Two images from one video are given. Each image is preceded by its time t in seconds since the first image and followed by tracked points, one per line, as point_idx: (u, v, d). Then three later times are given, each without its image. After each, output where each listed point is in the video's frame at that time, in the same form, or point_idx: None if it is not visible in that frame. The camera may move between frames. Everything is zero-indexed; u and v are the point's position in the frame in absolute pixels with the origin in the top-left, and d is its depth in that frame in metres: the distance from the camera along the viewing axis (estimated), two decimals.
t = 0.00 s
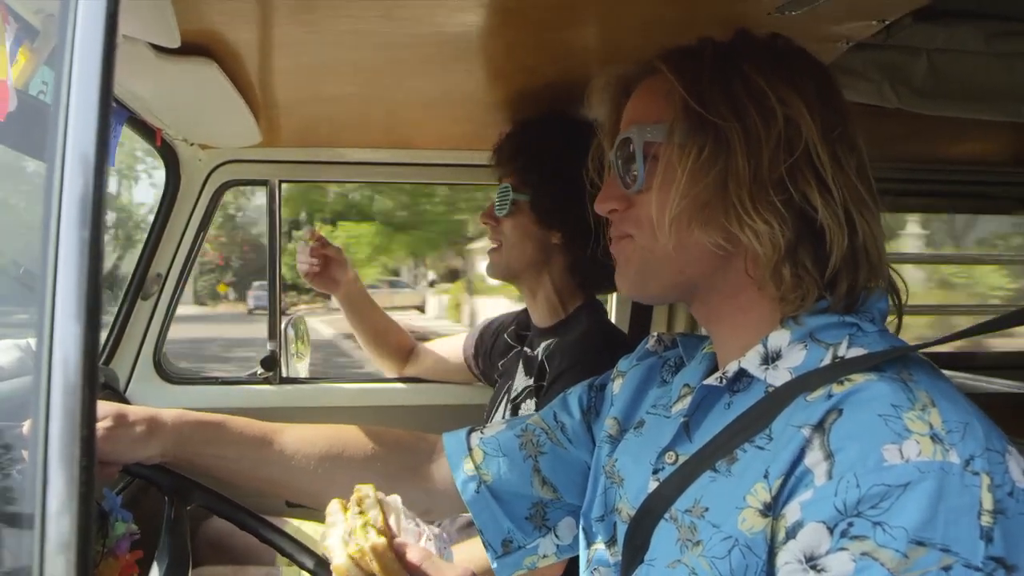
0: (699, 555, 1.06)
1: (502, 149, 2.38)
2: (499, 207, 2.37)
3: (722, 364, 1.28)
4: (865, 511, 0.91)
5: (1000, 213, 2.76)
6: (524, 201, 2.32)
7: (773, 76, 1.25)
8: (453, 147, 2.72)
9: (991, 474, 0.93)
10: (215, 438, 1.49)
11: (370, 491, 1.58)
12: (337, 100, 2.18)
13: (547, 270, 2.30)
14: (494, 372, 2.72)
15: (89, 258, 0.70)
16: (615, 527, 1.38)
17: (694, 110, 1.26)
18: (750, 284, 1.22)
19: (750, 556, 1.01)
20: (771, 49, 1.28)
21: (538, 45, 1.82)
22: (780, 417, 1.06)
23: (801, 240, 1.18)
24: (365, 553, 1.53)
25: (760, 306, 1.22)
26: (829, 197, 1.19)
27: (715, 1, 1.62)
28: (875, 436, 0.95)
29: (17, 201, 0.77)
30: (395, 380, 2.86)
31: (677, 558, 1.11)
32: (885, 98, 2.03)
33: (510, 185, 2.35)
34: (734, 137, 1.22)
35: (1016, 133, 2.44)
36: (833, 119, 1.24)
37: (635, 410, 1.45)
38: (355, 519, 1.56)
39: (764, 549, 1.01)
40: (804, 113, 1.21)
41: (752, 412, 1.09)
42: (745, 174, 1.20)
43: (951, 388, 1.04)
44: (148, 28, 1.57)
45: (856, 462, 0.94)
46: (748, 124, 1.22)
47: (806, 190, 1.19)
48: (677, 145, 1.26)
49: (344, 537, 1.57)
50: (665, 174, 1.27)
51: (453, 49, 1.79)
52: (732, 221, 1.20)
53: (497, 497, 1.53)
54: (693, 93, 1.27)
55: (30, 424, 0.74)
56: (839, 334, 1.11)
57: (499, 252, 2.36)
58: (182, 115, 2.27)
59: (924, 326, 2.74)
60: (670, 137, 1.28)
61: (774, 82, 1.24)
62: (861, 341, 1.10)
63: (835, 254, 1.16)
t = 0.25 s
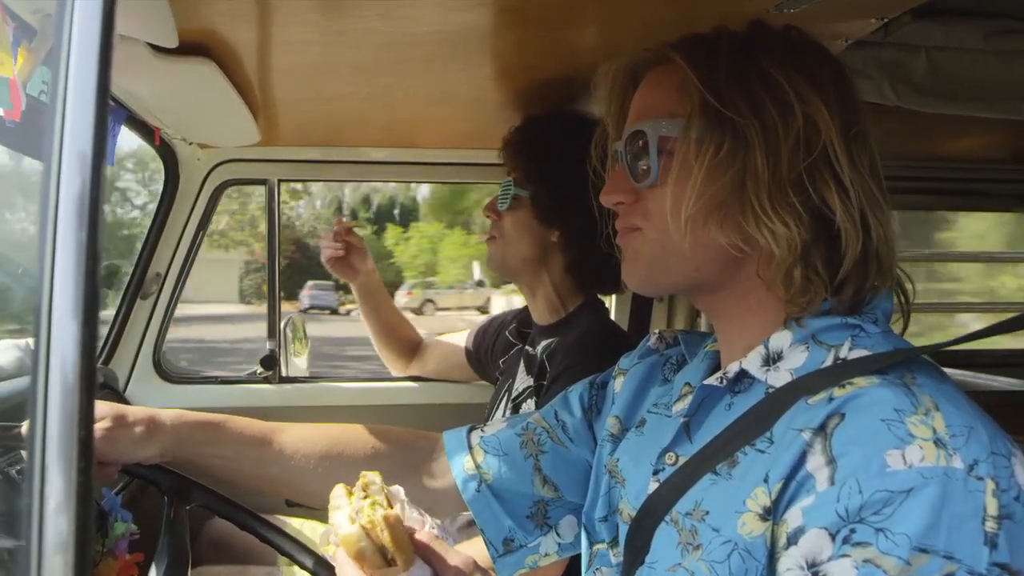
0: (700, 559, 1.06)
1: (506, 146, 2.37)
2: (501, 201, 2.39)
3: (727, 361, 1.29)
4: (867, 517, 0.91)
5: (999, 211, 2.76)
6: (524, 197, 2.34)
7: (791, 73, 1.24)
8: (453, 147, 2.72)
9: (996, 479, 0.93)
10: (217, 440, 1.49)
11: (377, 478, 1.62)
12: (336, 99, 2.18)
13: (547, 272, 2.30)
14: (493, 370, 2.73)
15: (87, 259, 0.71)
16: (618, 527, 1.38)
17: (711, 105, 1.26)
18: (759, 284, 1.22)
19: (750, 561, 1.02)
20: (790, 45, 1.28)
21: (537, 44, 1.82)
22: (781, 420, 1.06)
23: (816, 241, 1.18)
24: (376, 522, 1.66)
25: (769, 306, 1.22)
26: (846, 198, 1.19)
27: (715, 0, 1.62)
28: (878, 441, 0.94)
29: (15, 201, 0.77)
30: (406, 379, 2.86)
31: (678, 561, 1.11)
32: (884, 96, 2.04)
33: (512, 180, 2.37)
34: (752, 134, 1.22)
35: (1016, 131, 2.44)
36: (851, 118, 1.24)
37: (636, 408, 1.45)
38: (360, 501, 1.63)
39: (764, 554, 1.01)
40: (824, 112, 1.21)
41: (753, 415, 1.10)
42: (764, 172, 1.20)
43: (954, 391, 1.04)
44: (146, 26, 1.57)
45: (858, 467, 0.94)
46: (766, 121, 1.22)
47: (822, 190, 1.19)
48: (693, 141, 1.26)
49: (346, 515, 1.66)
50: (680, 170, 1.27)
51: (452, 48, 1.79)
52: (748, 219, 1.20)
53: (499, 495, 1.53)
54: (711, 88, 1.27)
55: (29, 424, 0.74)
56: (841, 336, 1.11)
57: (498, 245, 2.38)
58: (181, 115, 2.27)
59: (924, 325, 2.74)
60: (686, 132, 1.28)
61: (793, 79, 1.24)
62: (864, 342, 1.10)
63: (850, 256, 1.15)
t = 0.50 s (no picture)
0: (699, 563, 1.06)
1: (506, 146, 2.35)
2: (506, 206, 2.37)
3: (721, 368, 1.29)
4: (868, 524, 0.91)
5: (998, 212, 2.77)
6: (534, 203, 2.32)
7: (791, 83, 1.23)
8: (453, 147, 2.72)
9: (995, 486, 0.93)
10: (204, 437, 1.49)
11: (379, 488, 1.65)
12: (336, 100, 2.18)
13: (552, 275, 2.29)
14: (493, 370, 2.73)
15: (88, 260, 0.70)
16: (616, 527, 1.37)
17: (711, 115, 1.24)
18: (760, 296, 1.22)
19: (750, 566, 1.01)
20: (786, 52, 1.27)
21: (538, 45, 1.82)
22: (782, 425, 1.06)
23: (818, 255, 1.18)
24: (375, 532, 1.73)
25: (763, 315, 1.23)
26: (846, 211, 1.19)
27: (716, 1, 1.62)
28: (878, 448, 0.94)
29: (15, 201, 0.77)
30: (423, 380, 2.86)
31: (677, 564, 1.11)
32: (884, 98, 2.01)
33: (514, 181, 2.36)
34: (755, 147, 1.20)
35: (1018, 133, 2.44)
36: (847, 128, 1.24)
37: (632, 409, 1.45)
38: (360, 509, 1.71)
39: (765, 559, 1.01)
40: (825, 124, 1.20)
41: (754, 416, 1.10)
42: (768, 187, 1.18)
43: (953, 397, 1.04)
44: (146, 25, 1.57)
45: (859, 473, 0.94)
46: (768, 134, 1.21)
47: (824, 204, 1.19)
48: (693, 152, 1.24)
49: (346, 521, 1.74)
50: (679, 182, 1.24)
51: (452, 49, 1.78)
52: (752, 234, 1.18)
53: (492, 490, 1.53)
54: (710, 96, 1.25)
55: (29, 424, 0.74)
56: (841, 338, 1.12)
57: (504, 253, 2.37)
58: (181, 116, 2.27)
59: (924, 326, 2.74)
60: (686, 143, 1.25)
61: (793, 89, 1.23)
62: (864, 345, 1.10)
63: (853, 271, 1.15)
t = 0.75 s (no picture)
0: (699, 558, 1.06)
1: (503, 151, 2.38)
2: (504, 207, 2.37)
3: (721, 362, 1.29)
4: (864, 517, 0.91)
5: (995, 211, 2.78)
6: (532, 203, 2.32)
7: (792, 86, 1.23)
8: (452, 147, 2.72)
9: (991, 479, 0.93)
10: (204, 436, 1.49)
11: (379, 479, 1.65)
12: (336, 99, 2.18)
13: (552, 274, 2.29)
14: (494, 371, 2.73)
15: (88, 258, 0.71)
16: (615, 525, 1.38)
17: (711, 117, 1.24)
18: (756, 296, 1.22)
19: (750, 561, 1.01)
20: (789, 55, 1.26)
21: (537, 44, 1.82)
22: (782, 418, 1.06)
23: (815, 258, 1.18)
24: (374, 532, 1.61)
25: (760, 315, 1.23)
26: (846, 214, 1.19)
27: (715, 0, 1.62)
28: (875, 441, 0.94)
29: (16, 200, 0.78)
30: (429, 379, 2.88)
31: (676, 559, 1.11)
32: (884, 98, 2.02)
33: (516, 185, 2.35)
34: (753, 150, 1.20)
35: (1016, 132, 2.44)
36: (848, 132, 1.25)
37: (631, 407, 1.45)
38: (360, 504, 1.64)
39: (764, 553, 1.01)
40: (825, 128, 1.20)
41: (753, 410, 1.10)
42: (766, 189, 1.18)
43: (951, 392, 1.04)
44: (146, 25, 1.57)
45: (857, 467, 0.94)
46: (766, 136, 1.21)
47: (823, 207, 1.19)
48: (692, 153, 1.23)
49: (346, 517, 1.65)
50: (676, 183, 1.24)
51: (452, 48, 1.79)
52: (749, 236, 1.18)
53: (492, 487, 1.53)
54: (710, 98, 1.25)
55: (30, 420, 0.75)
56: (840, 334, 1.12)
57: (501, 252, 2.37)
58: (181, 115, 2.27)
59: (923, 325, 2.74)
60: (684, 144, 1.25)
61: (794, 92, 1.22)
62: (862, 341, 1.11)
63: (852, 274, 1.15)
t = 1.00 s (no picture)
0: (698, 556, 1.06)
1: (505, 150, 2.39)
2: (503, 207, 2.37)
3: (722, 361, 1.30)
4: (863, 514, 0.91)
5: (997, 212, 2.78)
6: (530, 202, 2.32)
7: (837, 88, 1.21)
8: (452, 147, 2.73)
9: (990, 478, 0.93)
10: (200, 435, 1.49)
11: (397, 466, 1.59)
12: (335, 100, 2.18)
13: (549, 272, 2.30)
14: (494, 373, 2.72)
15: (88, 258, 0.71)
16: (614, 525, 1.37)
17: (754, 113, 1.21)
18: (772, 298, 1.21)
19: (749, 558, 1.01)
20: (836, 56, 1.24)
21: (537, 45, 1.82)
22: (781, 417, 1.06)
23: (839, 262, 1.18)
24: (386, 510, 1.60)
25: (776, 314, 1.22)
26: (874, 221, 1.19)
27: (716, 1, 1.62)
28: (874, 439, 0.94)
29: (16, 199, 0.78)
30: (433, 380, 2.87)
31: (676, 557, 1.12)
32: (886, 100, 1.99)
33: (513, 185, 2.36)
34: (792, 150, 1.18)
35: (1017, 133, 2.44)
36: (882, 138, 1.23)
37: (630, 408, 1.45)
38: (376, 486, 1.57)
39: (763, 551, 1.01)
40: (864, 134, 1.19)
41: (752, 410, 1.09)
42: (802, 190, 1.17)
43: (951, 391, 1.04)
44: (146, 25, 1.57)
45: (855, 464, 0.94)
46: (807, 137, 1.19)
47: (851, 215, 1.18)
48: (729, 148, 1.21)
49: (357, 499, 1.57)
50: (713, 177, 1.22)
51: (451, 49, 1.79)
52: (778, 235, 1.17)
53: (492, 484, 1.53)
54: (755, 93, 1.22)
55: (28, 416, 0.75)
56: (840, 335, 1.12)
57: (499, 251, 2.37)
58: (181, 116, 2.27)
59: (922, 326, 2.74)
60: (724, 137, 1.23)
61: (838, 95, 1.20)
62: (862, 341, 1.10)
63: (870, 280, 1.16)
